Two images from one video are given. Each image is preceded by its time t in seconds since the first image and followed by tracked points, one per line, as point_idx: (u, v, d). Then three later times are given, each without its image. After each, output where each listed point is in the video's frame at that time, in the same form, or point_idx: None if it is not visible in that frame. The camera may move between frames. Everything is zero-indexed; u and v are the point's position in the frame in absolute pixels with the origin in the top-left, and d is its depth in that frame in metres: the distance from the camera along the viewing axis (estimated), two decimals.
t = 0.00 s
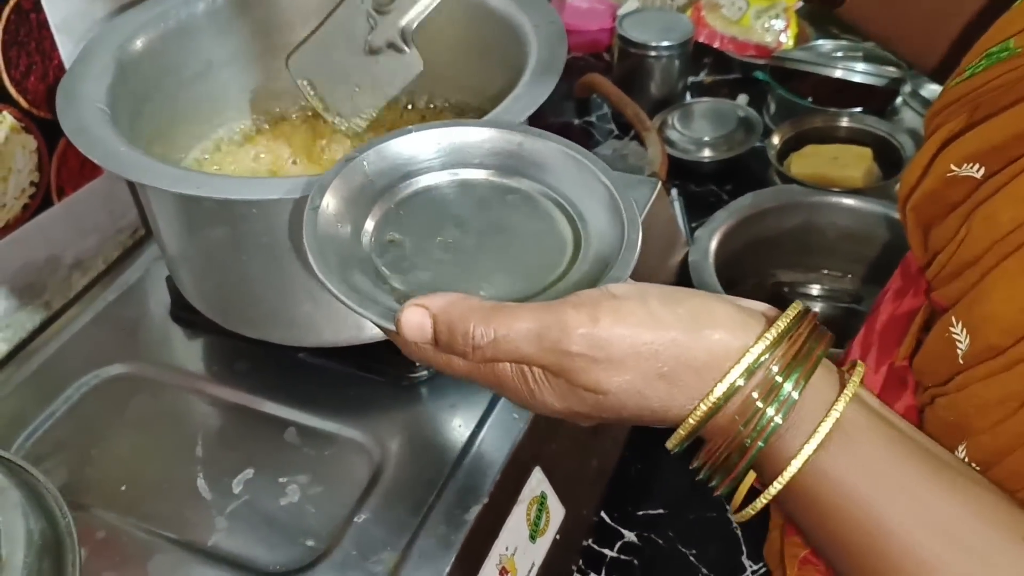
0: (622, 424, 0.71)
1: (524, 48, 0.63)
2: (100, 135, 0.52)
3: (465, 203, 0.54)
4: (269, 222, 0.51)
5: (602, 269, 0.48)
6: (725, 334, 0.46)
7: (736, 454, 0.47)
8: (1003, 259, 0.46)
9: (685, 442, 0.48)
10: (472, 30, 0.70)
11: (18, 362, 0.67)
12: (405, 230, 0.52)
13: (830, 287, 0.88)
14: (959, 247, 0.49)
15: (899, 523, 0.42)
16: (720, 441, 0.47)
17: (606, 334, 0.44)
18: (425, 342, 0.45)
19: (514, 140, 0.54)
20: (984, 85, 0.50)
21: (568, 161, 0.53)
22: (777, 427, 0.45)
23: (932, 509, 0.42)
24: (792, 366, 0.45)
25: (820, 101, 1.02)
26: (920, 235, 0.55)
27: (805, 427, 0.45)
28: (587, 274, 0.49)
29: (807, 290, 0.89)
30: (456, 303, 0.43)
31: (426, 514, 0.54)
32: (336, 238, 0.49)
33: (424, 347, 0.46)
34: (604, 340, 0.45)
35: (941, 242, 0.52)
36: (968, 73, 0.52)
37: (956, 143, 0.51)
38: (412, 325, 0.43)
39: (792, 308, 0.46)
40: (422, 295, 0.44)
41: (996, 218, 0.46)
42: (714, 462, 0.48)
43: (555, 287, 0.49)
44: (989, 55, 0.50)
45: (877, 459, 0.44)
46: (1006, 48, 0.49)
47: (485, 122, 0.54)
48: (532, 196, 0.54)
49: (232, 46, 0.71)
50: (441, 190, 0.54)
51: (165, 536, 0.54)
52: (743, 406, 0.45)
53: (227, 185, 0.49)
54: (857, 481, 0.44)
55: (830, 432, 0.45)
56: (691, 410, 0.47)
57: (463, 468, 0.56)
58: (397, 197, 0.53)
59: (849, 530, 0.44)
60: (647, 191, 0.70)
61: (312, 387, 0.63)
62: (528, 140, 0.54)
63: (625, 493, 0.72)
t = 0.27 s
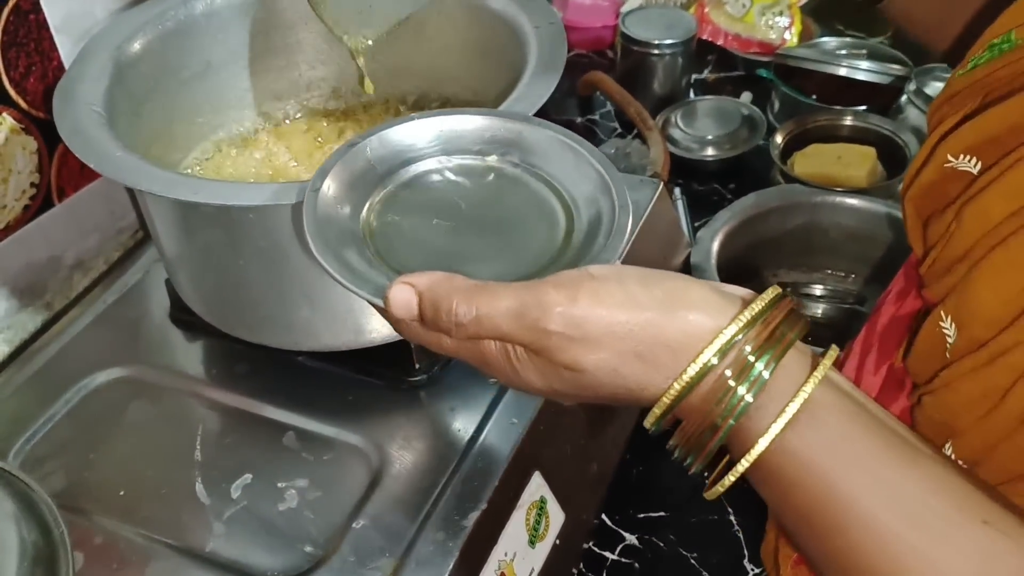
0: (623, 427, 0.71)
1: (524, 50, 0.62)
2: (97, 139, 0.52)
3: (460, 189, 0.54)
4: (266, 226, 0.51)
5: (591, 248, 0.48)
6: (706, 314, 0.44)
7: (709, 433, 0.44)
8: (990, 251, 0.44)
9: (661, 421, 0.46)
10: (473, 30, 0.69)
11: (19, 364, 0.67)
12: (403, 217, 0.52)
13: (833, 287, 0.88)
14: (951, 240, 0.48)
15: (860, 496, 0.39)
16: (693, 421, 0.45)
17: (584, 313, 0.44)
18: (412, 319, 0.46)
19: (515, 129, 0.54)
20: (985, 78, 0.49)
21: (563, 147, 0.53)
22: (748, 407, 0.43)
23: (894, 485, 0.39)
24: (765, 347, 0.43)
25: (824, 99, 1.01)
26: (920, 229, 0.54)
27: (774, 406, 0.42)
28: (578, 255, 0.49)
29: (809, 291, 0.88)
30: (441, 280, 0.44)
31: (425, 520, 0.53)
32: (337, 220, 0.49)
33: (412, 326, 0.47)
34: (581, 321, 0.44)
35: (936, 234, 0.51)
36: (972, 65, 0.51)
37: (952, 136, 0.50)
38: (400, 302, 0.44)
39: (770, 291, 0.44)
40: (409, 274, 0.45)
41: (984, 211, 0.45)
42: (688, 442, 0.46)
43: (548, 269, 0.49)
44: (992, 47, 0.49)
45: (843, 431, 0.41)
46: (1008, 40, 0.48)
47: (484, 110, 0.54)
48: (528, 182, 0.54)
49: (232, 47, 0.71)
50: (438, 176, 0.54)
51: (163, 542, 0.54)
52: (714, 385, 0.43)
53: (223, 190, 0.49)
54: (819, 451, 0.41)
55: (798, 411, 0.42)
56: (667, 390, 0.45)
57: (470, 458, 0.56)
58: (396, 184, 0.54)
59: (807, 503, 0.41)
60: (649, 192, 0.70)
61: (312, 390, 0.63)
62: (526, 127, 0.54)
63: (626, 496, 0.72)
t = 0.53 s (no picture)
0: (623, 421, 0.71)
1: (523, 43, 0.62)
2: (93, 133, 0.52)
3: (456, 172, 0.54)
4: (263, 221, 0.50)
5: (585, 231, 0.48)
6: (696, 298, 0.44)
7: (699, 415, 0.44)
8: (987, 229, 0.44)
9: (652, 403, 0.46)
10: (472, 23, 0.68)
11: (18, 359, 0.66)
12: (400, 199, 0.52)
13: (833, 280, 0.87)
14: (945, 221, 0.48)
15: (847, 475, 0.39)
16: (683, 402, 0.45)
17: (573, 294, 0.43)
18: (404, 303, 0.46)
19: (510, 112, 0.54)
20: (980, 58, 0.48)
21: (557, 129, 0.52)
22: (738, 387, 0.43)
23: (881, 465, 0.39)
24: (755, 328, 0.43)
25: (825, 92, 1.01)
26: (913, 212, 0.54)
27: (764, 387, 0.43)
28: (572, 237, 0.48)
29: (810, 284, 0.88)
30: (433, 262, 0.44)
31: (423, 514, 0.53)
32: (330, 204, 0.49)
33: (403, 308, 0.47)
34: (571, 300, 0.44)
35: (931, 216, 0.51)
36: (968, 46, 0.50)
37: (947, 117, 0.49)
38: (391, 285, 0.44)
39: (761, 273, 0.44)
40: (402, 256, 0.45)
41: (980, 192, 0.45)
42: (678, 424, 0.46)
43: (542, 251, 0.49)
44: (988, 27, 0.48)
45: (832, 412, 0.41)
46: (1005, 20, 0.47)
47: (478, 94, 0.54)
48: (523, 164, 0.53)
49: (229, 40, 0.70)
50: (434, 159, 0.54)
51: (161, 537, 0.54)
52: (704, 366, 0.43)
53: (220, 184, 0.49)
54: (808, 432, 0.41)
55: (788, 392, 0.42)
56: (657, 371, 0.45)
57: (469, 451, 0.56)
58: (393, 166, 0.53)
59: (794, 482, 0.41)
60: (649, 185, 0.69)
61: (310, 385, 0.63)
62: (520, 110, 0.53)
63: (626, 490, 0.72)
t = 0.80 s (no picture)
0: (620, 415, 0.71)
1: (519, 35, 0.61)
2: (85, 125, 0.51)
3: (446, 169, 0.53)
4: (256, 212, 0.50)
5: (579, 227, 0.48)
6: (683, 289, 0.44)
7: (693, 410, 0.44)
8: (988, 220, 0.44)
9: (646, 398, 0.46)
10: (468, 15, 0.68)
11: (12, 352, 0.66)
12: (391, 196, 0.52)
13: (832, 273, 0.87)
14: (945, 211, 0.48)
15: (839, 468, 0.39)
16: (676, 397, 0.45)
17: (563, 289, 0.44)
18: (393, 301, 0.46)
19: (501, 108, 0.54)
20: (981, 46, 0.47)
21: (549, 124, 0.52)
22: (731, 382, 0.43)
23: (873, 457, 0.39)
24: (748, 322, 0.43)
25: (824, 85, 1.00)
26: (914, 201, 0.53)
27: (758, 381, 0.42)
28: (565, 233, 0.48)
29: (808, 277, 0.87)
30: (422, 262, 0.44)
31: (418, 507, 0.53)
32: (320, 204, 0.48)
33: (395, 308, 0.47)
34: (561, 297, 0.44)
35: (931, 206, 0.50)
36: (969, 33, 0.49)
37: (947, 106, 0.48)
38: (381, 285, 0.44)
39: (755, 265, 0.44)
40: (391, 257, 0.45)
41: (981, 182, 0.45)
42: (672, 419, 0.46)
43: (533, 247, 0.49)
44: (990, 14, 0.47)
45: (825, 404, 0.41)
46: (1005, 7, 0.46)
47: (467, 90, 0.54)
48: (514, 161, 0.53)
49: (223, 30, 0.70)
50: (423, 157, 0.54)
51: (155, 530, 0.53)
52: (698, 360, 0.43)
53: (211, 175, 0.48)
54: (801, 425, 0.41)
55: (782, 387, 0.42)
56: (650, 366, 0.45)
57: (463, 446, 0.56)
58: (383, 165, 0.53)
59: (788, 476, 0.41)
60: (645, 178, 0.69)
61: (305, 378, 0.63)
62: (511, 105, 0.53)
63: (623, 483, 0.72)
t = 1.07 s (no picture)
0: (618, 407, 0.70)
1: (518, 26, 0.61)
2: (82, 114, 0.51)
3: (437, 158, 0.53)
4: (252, 202, 0.50)
5: (570, 217, 0.48)
6: (677, 279, 0.44)
7: (684, 397, 0.44)
8: (986, 210, 0.44)
9: (637, 386, 0.46)
10: (467, 5, 0.68)
11: (8, 342, 0.66)
12: (383, 186, 0.51)
13: (829, 267, 0.87)
14: (944, 201, 0.47)
15: (836, 460, 0.39)
16: (668, 385, 0.45)
17: (554, 280, 0.44)
18: (383, 291, 0.45)
19: (492, 98, 0.53)
20: (983, 33, 0.47)
21: (541, 114, 0.52)
22: (722, 369, 0.43)
23: (870, 449, 0.39)
24: (739, 309, 0.43)
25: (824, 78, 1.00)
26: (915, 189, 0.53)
27: (749, 368, 0.42)
28: (557, 223, 0.48)
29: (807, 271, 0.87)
30: (414, 251, 0.43)
31: (416, 498, 0.53)
32: (312, 193, 0.48)
33: (386, 297, 0.47)
34: (552, 286, 0.44)
35: (931, 195, 0.50)
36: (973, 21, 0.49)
37: (948, 94, 0.48)
38: (373, 275, 0.43)
39: (747, 253, 0.44)
40: (382, 245, 0.44)
41: (978, 171, 0.44)
42: (665, 407, 0.46)
43: (525, 237, 0.48)
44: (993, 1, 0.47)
45: (820, 396, 0.41)
46: None
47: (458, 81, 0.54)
48: (505, 151, 0.53)
49: (220, 20, 0.70)
50: (415, 147, 0.53)
51: (151, 521, 0.53)
52: (689, 347, 0.43)
53: (206, 164, 0.48)
54: (796, 416, 0.40)
55: (772, 375, 0.42)
56: (641, 354, 0.45)
57: (459, 442, 0.56)
58: (375, 154, 0.53)
59: (783, 468, 0.41)
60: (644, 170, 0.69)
61: (303, 369, 0.62)
62: (503, 95, 0.53)
63: (621, 476, 0.72)
